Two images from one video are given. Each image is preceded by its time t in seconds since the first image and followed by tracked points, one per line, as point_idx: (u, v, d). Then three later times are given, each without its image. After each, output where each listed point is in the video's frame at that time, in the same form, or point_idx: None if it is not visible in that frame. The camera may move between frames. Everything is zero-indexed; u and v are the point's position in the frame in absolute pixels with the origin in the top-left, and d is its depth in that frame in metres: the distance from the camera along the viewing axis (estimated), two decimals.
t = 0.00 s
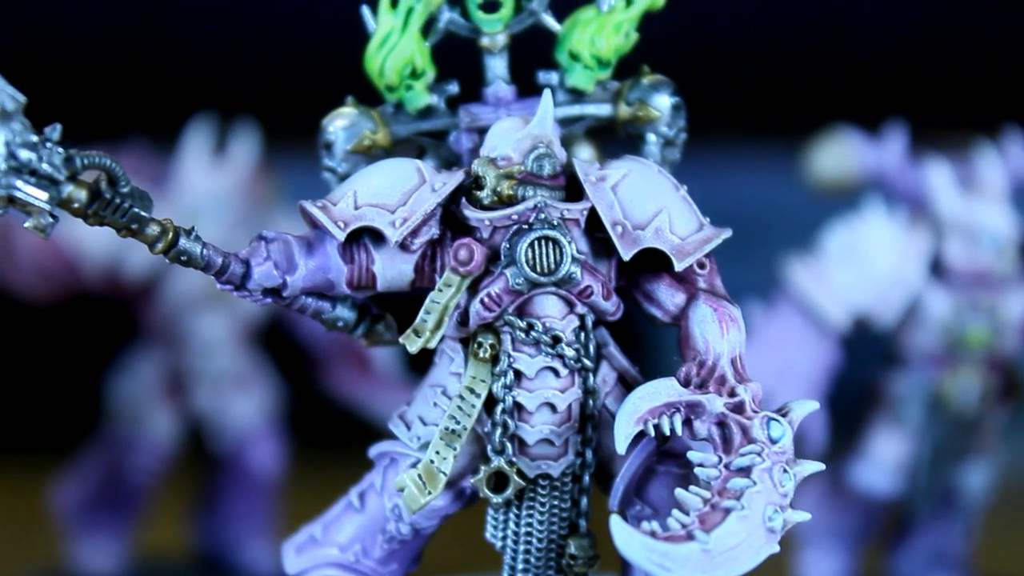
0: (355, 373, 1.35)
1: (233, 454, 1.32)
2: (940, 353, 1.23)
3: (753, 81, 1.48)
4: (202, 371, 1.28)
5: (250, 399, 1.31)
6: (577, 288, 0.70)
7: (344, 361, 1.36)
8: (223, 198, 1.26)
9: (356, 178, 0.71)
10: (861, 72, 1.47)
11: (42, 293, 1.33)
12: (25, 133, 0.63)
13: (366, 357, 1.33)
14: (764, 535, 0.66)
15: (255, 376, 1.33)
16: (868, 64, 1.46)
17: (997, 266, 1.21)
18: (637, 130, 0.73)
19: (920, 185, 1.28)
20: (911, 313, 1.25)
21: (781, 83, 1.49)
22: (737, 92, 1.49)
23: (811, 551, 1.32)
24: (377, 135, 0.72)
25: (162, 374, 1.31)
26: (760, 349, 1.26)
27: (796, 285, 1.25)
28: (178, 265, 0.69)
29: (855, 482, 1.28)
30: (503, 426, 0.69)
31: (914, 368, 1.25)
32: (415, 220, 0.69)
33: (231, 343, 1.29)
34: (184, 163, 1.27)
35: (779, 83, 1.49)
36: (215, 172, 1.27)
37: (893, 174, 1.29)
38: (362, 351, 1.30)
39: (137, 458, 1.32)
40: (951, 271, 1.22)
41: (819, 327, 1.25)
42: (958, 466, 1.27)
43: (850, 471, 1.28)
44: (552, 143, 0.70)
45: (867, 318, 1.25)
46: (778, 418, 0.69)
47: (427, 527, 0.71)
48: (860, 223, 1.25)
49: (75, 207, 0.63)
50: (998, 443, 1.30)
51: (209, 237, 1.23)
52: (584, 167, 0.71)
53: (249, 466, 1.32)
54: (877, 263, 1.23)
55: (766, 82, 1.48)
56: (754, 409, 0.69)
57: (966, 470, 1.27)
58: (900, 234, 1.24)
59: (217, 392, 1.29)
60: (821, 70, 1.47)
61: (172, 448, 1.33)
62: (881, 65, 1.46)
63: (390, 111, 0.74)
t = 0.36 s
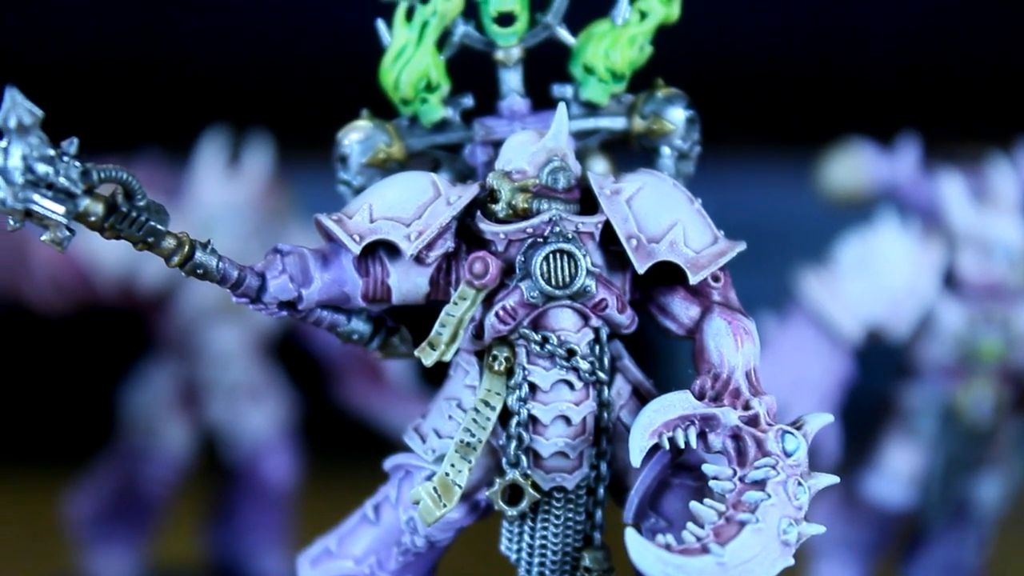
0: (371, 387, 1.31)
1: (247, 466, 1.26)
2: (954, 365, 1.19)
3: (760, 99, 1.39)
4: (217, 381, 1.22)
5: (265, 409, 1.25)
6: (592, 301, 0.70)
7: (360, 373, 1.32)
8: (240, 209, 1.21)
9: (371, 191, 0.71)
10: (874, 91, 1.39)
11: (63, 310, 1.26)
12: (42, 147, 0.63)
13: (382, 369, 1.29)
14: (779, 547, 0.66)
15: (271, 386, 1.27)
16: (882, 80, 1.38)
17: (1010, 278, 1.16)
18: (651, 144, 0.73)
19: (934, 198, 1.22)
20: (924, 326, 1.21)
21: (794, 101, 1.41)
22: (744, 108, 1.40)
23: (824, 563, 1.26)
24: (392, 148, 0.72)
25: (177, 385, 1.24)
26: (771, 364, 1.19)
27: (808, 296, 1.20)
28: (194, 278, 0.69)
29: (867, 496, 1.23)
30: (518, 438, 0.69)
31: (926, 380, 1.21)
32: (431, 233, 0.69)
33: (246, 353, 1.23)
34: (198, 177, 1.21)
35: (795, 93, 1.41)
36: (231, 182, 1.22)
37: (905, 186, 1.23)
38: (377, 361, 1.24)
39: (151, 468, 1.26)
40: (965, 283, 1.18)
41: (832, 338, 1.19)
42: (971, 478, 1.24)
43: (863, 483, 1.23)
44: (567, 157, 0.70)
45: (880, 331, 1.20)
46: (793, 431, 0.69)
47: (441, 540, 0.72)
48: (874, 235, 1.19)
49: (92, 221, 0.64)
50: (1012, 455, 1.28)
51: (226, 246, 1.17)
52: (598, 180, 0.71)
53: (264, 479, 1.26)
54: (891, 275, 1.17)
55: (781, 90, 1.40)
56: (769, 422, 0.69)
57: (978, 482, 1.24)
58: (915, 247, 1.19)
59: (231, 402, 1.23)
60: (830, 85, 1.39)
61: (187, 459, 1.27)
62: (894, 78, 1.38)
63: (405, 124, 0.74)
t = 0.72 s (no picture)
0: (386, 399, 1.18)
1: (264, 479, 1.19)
2: (971, 378, 1.19)
3: (807, 94, 1.22)
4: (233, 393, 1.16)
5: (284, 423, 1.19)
6: (611, 315, 0.70)
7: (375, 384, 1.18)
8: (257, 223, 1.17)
9: (390, 206, 0.71)
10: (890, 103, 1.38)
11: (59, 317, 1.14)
12: (62, 162, 0.63)
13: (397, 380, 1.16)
14: (798, 561, 0.66)
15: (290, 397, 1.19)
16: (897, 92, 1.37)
17: None
18: (669, 158, 0.73)
19: (951, 212, 1.21)
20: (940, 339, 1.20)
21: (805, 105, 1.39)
22: (788, 105, 1.21)
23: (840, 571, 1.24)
24: (410, 163, 0.72)
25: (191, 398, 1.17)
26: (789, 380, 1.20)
27: (825, 309, 1.22)
28: (212, 291, 0.70)
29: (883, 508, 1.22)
30: (537, 452, 0.69)
31: (945, 393, 1.20)
32: (450, 247, 0.69)
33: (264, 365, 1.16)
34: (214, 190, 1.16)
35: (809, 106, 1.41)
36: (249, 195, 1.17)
37: (923, 199, 1.22)
38: (391, 372, 1.15)
39: (169, 480, 1.18)
40: (982, 296, 1.18)
41: (849, 353, 1.21)
42: (988, 491, 1.23)
43: (879, 495, 1.22)
44: (585, 171, 0.71)
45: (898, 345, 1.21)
46: (812, 446, 0.70)
47: (460, 553, 0.72)
48: (891, 247, 1.21)
49: (113, 236, 0.64)
50: None
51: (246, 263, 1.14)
52: (616, 195, 0.71)
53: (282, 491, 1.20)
54: (908, 288, 1.20)
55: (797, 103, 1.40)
56: (787, 436, 0.69)
57: (995, 495, 1.23)
58: (933, 261, 1.20)
59: (248, 416, 1.17)
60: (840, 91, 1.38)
61: (206, 473, 1.19)
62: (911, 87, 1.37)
63: (424, 139, 0.74)
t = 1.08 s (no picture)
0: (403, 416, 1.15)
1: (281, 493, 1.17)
2: (988, 393, 1.14)
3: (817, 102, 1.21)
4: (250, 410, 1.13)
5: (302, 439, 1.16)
6: (630, 331, 0.71)
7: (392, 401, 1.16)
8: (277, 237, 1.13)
9: (410, 222, 0.71)
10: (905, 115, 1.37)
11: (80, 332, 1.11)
12: (85, 179, 0.63)
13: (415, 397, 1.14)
14: None
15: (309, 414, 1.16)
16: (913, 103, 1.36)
17: None
18: (688, 175, 0.73)
19: (969, 225, 1.16)
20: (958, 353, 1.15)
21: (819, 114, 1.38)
22: (798, 113, 1.22)
23: None
24: (430, 179, 0.73)
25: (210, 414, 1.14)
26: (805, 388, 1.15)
27: (842, 324, 1.18)
28: (234, 308, 0.69)
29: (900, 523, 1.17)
30: (557, 468, 0.69)
31: (961, 408, 1.16)
32: (470, 263, 0.69)
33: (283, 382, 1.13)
34: (232, 206, 1.13)
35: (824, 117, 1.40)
36: (267, 210, 1.14)
37: (940, 214, 1.18)
38: (409, 388, 1.12)
39: (187, 491, 1.15)
40: (999, 311, 1.13)
41: (867, 367, 1.15)
42: (1006, 505, 1.18)
43: (896, 509, 1.17)
44: (604, 187, 0.71)
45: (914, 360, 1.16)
46: (831, 461, 0.69)
47: (479, 569, 0.72)
48: (908, 262, 1.16)
49: (135, 252, 0.64)
50: None
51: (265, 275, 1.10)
52: (636, 211, 0.71)
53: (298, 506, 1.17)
54: (926, 305, 1.14)
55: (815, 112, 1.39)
56: (806, 452, 0.69)
57: (1013, 510, 1.17)
58: (951, 275, 1.14)
59: (264, 429, 1.14)
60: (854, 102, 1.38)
61: (224, 485, 1.16)
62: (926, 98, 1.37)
63: (443, 155, 0.74)
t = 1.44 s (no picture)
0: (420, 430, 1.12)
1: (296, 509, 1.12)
2: (1006, 407, 1.11)
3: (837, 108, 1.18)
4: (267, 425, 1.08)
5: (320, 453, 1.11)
6: (649, 346, 0.71)
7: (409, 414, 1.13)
8: (295, 252, 1.08)
9: (429, 238, 0.72)
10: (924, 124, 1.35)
11: (94, 346, 1.06)
12: (106, 195, 0.62)
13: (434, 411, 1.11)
14: None
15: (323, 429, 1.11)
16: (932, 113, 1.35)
17: None
18: (706, 190, 0.74)
19: (985, 239, 1.15)
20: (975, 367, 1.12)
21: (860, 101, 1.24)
22: (819, 121, 1.17)
23: None
24: (449, 195, 0.73)
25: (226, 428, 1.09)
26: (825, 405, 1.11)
27: (860, 338, 1.14)
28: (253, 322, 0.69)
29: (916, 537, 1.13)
30: (576, 483, 0.69)
31: (979, 422, 1.12)
32: (489, 279, 0.69)
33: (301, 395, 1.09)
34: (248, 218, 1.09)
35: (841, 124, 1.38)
36: (285, 224, 1.10)
37: (957, 229, 1.16)
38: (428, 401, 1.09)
39: (205, 507, 1.10)
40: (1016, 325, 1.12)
41: (883, 381, 1.13)
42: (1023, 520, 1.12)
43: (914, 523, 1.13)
44: (623, 203, 0.71)
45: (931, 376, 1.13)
46: (850, 476, 0.69)
47: None
48: (925, 276, 1.14)
49: (156, 267, 0.63)
50: None
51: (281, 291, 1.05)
52: (655, 227, 0.72)
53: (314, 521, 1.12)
54: (943, 318, 1.12)
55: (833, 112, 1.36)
56: (825, 466, 0.69)
57: None
58: (969, 288, 1.12)
59: (283, 444, 1.09)
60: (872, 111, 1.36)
61: (243, 501, 1.10)
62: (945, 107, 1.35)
63: (463, 170, 0.75)
